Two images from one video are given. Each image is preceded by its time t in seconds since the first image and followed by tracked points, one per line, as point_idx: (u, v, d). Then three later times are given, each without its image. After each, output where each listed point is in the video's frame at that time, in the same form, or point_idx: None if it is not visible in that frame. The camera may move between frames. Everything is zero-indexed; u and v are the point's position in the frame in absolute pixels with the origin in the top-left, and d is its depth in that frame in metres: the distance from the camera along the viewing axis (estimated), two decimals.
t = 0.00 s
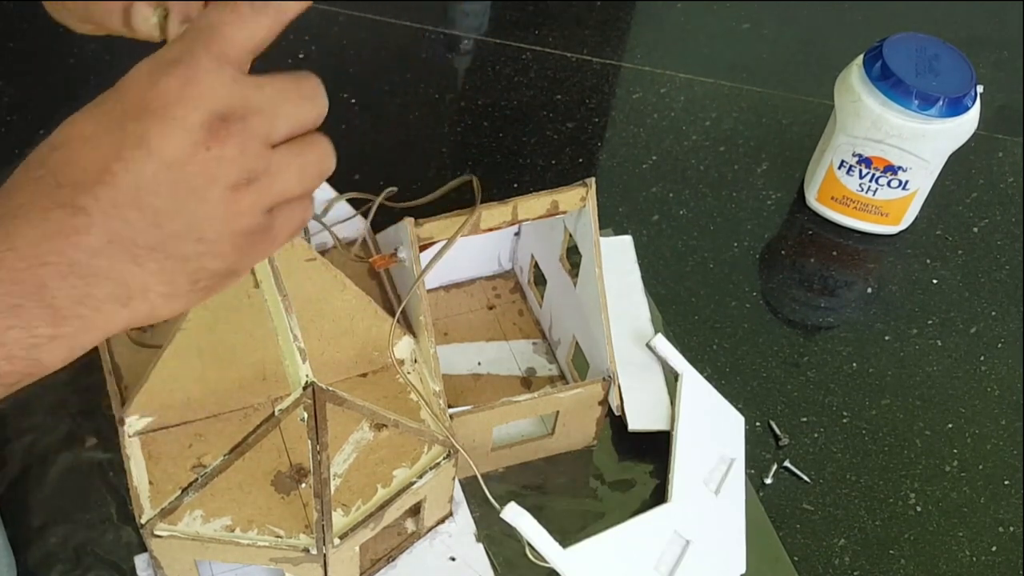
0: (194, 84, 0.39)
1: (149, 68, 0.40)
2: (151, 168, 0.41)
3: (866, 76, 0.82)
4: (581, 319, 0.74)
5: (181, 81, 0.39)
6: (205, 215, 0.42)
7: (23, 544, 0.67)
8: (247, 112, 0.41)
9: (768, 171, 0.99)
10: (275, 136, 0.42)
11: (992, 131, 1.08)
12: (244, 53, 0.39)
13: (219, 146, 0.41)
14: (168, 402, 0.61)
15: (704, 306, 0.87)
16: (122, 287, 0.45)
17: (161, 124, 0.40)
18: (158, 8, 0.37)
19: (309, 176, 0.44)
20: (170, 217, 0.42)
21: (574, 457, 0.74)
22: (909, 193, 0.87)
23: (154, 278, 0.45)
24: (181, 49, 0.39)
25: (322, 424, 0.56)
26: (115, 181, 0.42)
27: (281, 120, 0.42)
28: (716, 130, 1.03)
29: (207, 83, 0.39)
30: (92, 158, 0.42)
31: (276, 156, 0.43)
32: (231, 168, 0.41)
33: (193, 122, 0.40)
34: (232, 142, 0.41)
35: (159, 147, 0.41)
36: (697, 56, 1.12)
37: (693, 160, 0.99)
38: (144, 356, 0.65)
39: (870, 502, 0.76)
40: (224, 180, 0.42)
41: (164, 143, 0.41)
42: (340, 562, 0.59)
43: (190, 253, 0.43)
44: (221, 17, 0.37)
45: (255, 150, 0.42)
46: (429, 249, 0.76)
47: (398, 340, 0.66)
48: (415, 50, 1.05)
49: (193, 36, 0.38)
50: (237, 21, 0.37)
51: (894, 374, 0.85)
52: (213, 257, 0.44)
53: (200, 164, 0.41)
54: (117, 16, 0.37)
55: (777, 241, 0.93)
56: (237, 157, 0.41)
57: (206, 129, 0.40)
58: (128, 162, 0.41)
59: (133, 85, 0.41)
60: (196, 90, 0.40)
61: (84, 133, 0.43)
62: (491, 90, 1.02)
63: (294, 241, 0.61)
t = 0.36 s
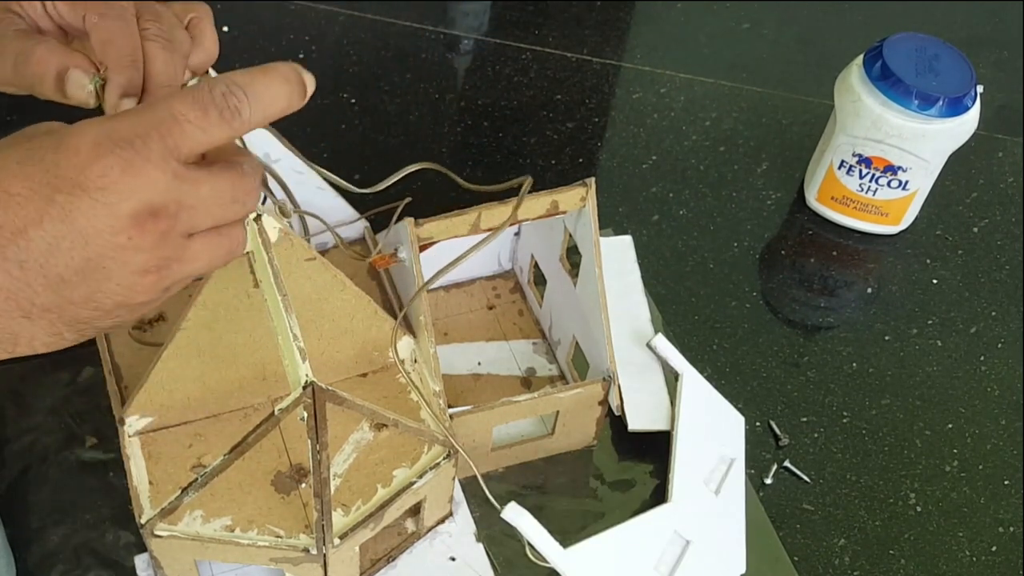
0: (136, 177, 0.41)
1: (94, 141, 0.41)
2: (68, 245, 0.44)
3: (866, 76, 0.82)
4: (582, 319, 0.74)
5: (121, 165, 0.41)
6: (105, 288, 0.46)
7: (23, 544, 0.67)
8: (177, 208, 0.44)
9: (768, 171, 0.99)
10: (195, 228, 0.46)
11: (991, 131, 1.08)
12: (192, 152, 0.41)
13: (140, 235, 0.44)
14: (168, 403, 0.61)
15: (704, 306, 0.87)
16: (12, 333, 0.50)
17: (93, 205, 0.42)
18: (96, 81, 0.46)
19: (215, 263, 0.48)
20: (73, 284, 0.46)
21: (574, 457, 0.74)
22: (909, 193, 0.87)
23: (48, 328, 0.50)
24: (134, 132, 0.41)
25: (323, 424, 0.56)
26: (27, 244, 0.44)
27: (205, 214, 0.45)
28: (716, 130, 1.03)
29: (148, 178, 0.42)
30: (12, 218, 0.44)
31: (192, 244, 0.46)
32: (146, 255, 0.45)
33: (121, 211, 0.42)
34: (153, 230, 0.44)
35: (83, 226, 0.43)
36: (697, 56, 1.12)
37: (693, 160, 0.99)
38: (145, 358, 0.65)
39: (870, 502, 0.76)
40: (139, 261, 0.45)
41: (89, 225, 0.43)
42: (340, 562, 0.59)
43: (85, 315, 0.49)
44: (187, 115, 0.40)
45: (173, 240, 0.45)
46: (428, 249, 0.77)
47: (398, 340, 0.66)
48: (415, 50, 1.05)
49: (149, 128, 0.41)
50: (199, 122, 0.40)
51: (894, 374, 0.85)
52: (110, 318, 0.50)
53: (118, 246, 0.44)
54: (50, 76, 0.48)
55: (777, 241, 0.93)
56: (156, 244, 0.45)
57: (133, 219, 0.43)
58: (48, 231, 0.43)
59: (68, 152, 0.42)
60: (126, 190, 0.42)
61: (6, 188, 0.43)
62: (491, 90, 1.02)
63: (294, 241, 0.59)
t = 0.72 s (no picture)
0: (170, 197, 0.43)
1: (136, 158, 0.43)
2: (90, 256, 0.44)
3: (866, 76, 0.82)
4: (581, 319, 0.74)
5: (159, 184, 0.43)
6: (112, 297, 0.46)
7: (22, 544, 0.67)
8: (197, 230, 0.46)
9: (768, 171, 0.99)
10: (205, 246, 0.47)
11: (991, 131, 1.08)
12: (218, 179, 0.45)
13: (160, 253, 0.45)
14: (168, 403, 0.61)
15: (705, 306, 0.87)
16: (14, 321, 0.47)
17: (122, 220, 0.43)
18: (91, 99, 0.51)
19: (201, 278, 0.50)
20: (85, 291, 0.45)
21: (574, 457, 0.74)
22: (909, 193, 0.87)
23: (50, 321, 0.48)
24: (172, 157, 0.43)
25: (323, 424, 0.56)
26: (47, 248, 0.43)
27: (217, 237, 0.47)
28: (716, 130, 1.03)
29: (181, 198, 0.44)
30: (34, 221, 0.43)
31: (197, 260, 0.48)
32: (161, 270, 0.46)
33: (149, 229, 0.44)
34: (172, 249, 0.45)
35: (109, 238, 0.43)
36: (697, 56, 1.12)
37: (693, 160, 0.99)
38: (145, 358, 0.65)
39: (870, 502, 0.76)
40: (151, 276, 0.46)
41: (115, 239, 0.43)
42: (340, 562, 0.59)
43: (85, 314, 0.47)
44: (220, 145, 0.45)
45: (185, 257, 0.46)
46: (428, 249, 0.77)
47: (398, 340, 0.66)
48: (415, 50, 1.05)
49: (187, 150, 0.44)
50: (230, 154, 0.45)
51: (894, 374, 0.85)
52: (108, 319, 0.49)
53: (137, 261, 0.44)
54: (47, 97, 0.55)
55: (777, 241, 0.93)
56: (172, 261, 0.46)
57: (158, 238, 0.44)
58: (74, 239, 0.43)
59: (106, 164, 0.42)
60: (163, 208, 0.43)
61: (38, 193, 0.42)
62: (491, 90, 1.02)
63: (294, 241, 0.60)
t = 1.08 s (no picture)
0: (189, 122, 0.41)
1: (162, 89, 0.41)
2: (114, 184, 0.42)
3: (866, 77, 0.82)
4: (581, 319, 0.74)
5: (177, 108, 0.40)
6: (144, 237, 0.45)
7: (22, 544, 0.67)
8: (222, 162, 0.43)
9: (768, 171, 0.99)
10: (238, 188, 0.45)
11: (991, 131, 1.08)
12: (248, 120, 0.42)
13: (187, 182, 0.43)
14: (167, 402, 0.61)
15: (705, 306, 0.87)
16: (50, 273, 0.47)
17: (145, 143, 0.41)
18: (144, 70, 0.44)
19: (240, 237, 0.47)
20: (116, 226, 0.44)
21: (574, 457, 0.74)
22: (909, 193, 0.87)
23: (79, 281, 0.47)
24: (195, 85, 0.40)
25: (323, 424, 0.56)
26: (72, 177, 0.42)
27: (250, 175, 0.44)
28: (716, 130, 1.03)
29: (204, 125, 0.41)
30: (63, 148, 0.42)
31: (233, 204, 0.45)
32: (189, 206, 0.44)
33: (172, 154, 0.42)
34: (201, 179, 0.43)
35: (131, 167, 0.42)
36: (697, 56, 1.12)
37: (693, 160, 0.99)
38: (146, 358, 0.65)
39: (870, 502, 0.76)
40: (179, 211, 0.44)
41: (137, 165, 0.42)
42: (340, 562, 0.59)
43: (122, 263, 0.46)
44: (247, 83, 0.41)
45: (217, 196, 0.44)
46: (428, 249, 0.77)
47: (398, 339, 0.66)
48: (415, 49, 1.05)
49: (210, 84, 0.40)
50: (258, 92, 0.41)
51: (894, 374, 0.85)
52: (147, 272, 0.47)
53: (163, 190, 0.43)
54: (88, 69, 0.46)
55: (777, 241, 0.93)
56: (201, 193, 0.43)
57: (182, 162, 0.42)
58: (94, 165, 0.42)
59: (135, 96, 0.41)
60: (184, 134, 0.41)
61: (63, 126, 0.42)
62: (491, 90, 1.02)
63: (294, 242, 0.60)
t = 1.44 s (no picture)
0: (224, 108, 0.36)
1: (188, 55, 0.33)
2: (153, 154, 0.38)
3: (866, 77, 0.82)
4: (582, 319, 0.74)
5: (192, 109, 0.36)
6: (182, 207, 0.42)
7: (22, 543, 0.67)
8: (266, 137, 0.39)
9: (768, 171, 0.99)
10: (275, 160, 0.42)
11: (991, 132, 1.08)
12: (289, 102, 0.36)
13: (229, 156, 0.39)
14: (167, 403, 0.61)
15: (705, 306, 0.87)
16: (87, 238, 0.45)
17: (188, 114, 0.36)
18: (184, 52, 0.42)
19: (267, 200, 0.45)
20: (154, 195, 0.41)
21: (574, 457, 0.74)
22: (909, 193, 0.87)
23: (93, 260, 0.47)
24: (237, 49, 0.32)
25: (323, 424, 0.56)
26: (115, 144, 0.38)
27: (292, 150, 0.41)
28: (716, 129, 1.03)
29: (237, 102, 0.35)
30: (98, 111, 0.37)
31: (271, 176, 0.43)
32: (228, 182, 0.41)
33: (216, 128, 0.37)
34: (243, 151, 0.39)
35: (175, 143, 0.38)
36: (697, 56, 1.12)
37: (693, 160, 0.99)
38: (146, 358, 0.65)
39: (870, 502, 0.76)
40: (218, 185, 0.41)
41: (179, 135, 0.37)
42: (340, 562, 0.59)
43: (159, 228, 0.44)
44: (286, 49, 0.31)
45: (254, 169, 0.41)
46: (428, 249, 0.77)
47: (398, 339, 0.66)
48: (415, 49, 1.05)
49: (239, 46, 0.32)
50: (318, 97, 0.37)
51: (894, 374, 0.85)
52: (181, 241, 0.46)
53: (205, 164, 0.39)
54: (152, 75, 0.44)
55: (777, 241, 0.93)
56: (240, 172, 0.40)
57: (225, 136, 0.38)
58: (132, 129, 0.37)
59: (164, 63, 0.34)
60: (213, 116, 0.37)
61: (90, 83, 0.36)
62: (491, 90, 1.02)
63: (294, 241, 0.61)
